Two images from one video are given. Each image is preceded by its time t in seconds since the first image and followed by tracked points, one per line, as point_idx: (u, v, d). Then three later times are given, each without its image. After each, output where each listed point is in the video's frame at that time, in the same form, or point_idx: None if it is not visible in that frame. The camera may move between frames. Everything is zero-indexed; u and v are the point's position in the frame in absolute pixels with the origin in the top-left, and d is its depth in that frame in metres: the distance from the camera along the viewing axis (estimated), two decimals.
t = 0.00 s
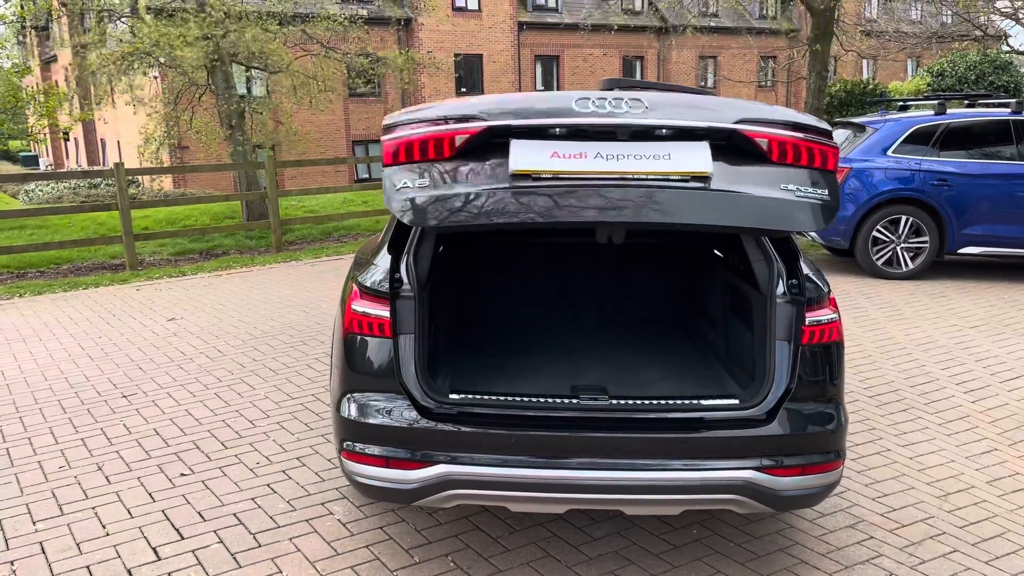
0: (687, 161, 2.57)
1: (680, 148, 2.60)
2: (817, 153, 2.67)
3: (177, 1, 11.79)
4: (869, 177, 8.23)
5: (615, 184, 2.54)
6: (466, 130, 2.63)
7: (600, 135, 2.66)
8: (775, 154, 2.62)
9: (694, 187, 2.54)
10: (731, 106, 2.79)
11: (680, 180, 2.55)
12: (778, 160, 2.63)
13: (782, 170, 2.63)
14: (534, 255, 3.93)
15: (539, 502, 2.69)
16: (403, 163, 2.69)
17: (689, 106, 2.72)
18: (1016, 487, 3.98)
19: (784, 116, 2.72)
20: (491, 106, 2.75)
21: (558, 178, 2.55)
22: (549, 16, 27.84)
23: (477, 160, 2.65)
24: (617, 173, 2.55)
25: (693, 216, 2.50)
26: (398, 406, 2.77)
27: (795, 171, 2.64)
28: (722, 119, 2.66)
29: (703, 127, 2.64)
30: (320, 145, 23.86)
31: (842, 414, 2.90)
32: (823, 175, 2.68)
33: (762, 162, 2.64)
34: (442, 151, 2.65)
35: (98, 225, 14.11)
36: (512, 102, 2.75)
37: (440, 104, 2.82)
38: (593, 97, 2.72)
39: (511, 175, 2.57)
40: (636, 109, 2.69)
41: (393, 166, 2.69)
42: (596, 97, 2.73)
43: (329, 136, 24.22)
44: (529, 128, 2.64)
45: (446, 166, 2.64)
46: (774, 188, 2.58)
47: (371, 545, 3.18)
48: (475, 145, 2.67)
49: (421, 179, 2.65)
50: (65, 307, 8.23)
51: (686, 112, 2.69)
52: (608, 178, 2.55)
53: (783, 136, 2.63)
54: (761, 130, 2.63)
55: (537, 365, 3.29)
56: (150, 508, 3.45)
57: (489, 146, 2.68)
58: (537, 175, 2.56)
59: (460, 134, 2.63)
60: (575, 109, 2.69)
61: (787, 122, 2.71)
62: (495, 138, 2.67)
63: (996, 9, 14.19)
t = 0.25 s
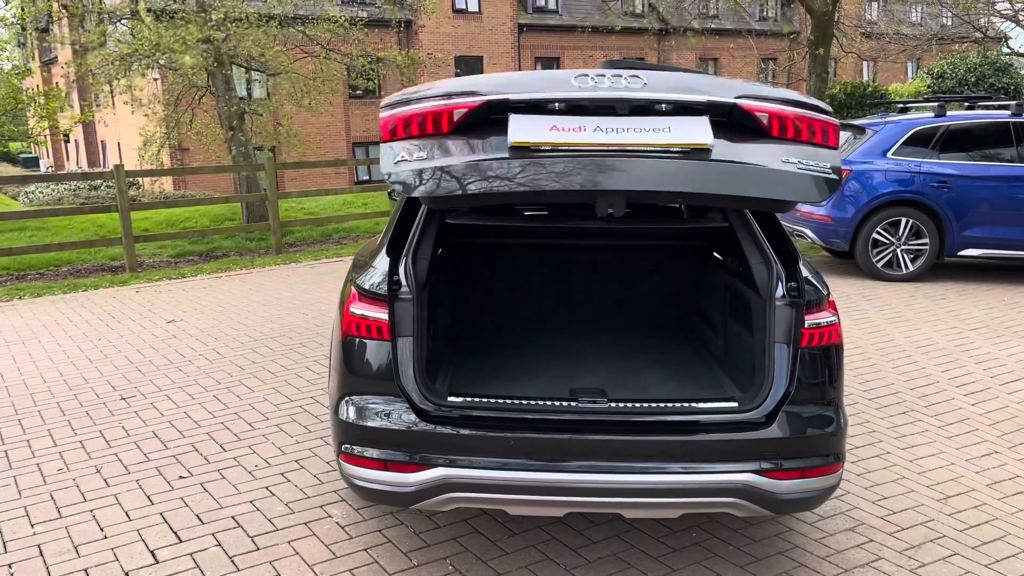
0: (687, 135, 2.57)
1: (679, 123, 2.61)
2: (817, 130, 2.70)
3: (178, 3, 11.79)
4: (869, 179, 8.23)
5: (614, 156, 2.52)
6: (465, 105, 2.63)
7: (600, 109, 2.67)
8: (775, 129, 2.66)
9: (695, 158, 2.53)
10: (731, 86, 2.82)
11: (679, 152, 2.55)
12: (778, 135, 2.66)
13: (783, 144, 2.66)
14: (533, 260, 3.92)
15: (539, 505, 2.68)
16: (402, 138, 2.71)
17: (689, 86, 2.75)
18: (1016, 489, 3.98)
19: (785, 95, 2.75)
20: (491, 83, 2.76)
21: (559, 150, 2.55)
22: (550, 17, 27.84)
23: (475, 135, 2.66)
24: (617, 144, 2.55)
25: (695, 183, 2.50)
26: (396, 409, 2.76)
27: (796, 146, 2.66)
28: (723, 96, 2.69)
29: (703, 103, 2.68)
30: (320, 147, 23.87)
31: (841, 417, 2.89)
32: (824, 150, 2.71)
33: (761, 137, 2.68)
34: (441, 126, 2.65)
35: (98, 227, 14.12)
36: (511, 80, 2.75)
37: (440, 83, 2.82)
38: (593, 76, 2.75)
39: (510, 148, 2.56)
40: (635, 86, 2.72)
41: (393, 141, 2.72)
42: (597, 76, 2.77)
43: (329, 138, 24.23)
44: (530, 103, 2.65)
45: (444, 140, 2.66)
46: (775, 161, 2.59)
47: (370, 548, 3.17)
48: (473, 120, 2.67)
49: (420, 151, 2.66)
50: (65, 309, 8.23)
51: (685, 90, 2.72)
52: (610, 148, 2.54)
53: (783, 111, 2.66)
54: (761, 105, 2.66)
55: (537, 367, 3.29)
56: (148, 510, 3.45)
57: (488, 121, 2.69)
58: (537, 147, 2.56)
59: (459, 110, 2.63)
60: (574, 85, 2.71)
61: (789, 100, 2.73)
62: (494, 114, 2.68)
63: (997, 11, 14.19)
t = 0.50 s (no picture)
0: (685, 102, 2.57)
1: (678, 93, 2.62)
2: (817, 103, 2.70)
3: (178, 4, 11.79)
4: (869, 181, 8.23)
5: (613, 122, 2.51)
6: (464, 75, 2.64)
7: (597, 80, 2.70)
8: (775, 101, 2.66)
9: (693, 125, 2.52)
10: (731, 63, 2.84)
11: (678, 119, 2.54)
12: (778, 106, 2.66)
13: (784, 115, 2.65)
14: (532, 261, 3.92)
15: (536, 508, 2.67)
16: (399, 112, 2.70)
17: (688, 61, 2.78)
18: (1016, 493, 3.96)
19: (784, 71, 2.77)
20: (488, 57, 2.80)
21: (556, 117, 2.53)
22: (550, 19, 27.84)
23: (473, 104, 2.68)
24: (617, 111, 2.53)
25: (694, 145, 2.47)
26: (394, 412, 2.75)
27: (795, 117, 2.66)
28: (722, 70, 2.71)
29: (702, 75, 2.70)
30: (320, 148, 23.88)
31: (840, 420, 2.88)
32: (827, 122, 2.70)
33: (761, 109, 2.68)
34: (437, 98, 2.66)
35: (98, 229, 14.13)
36: (509, 55, 2.80)
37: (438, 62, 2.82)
38: (590, 53, 2.80)
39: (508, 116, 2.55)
40: (632, 60, 2.75)
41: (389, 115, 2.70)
42: (594, 52, 2.81)
43: (330, 139, 24.24)
44: (529, 73, 2.69)
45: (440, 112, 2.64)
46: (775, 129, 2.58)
47: (367, 551, 3.16)
48: (471, 89, 2.69)
49: (417, 122, 2.62)
50: (64, 310, 8.23)
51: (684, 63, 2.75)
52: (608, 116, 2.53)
53: (783, 83, 2.67)
54: (759, 76, 2.68)
55: (535, 368, 3.28)
56: (145, 513, 3.44)
57: (486, 93, 2.74)
58: (534, 115, 2.54)
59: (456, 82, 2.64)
60: (572, 59, 2.75)
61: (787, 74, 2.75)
62: (491, 87, 2.73)
63: (998, 13, 14.18)
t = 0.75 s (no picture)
0: (685, 76, 2.53)
1: (678, 68, 2.59)
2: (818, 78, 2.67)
3: (180, 4, 11.78)
4: (871, 182, 8.20)
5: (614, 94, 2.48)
6: (464, 50, 2.58)
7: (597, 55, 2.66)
8: (776, 76, 2.63)
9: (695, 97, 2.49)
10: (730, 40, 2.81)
11: (678, 91, 2.50)
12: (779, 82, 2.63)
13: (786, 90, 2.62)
14: (531, 262, 3.93)
15: (536, 511, 2.66)
16: (397, 87, 2.64)
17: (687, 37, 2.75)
18: (1018, 496, 3.95)
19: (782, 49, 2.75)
20: (489, 35, 2.75)
21: (557, 89, 2.50)
22: (552, 20, 27.83)
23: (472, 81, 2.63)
24: (616, 81, 2.50)
25: (694, 116, 2.47)
26: (393, 414, 2.74)
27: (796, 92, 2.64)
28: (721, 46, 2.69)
29: (703, 51, 2.68)
30: (322, 149, 23.89)
31: (841, 423, 2.87)
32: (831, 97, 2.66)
33: (762, 84, 2.66)
34: (437, 73, 2.59)
35: (100, 229, 14.14)
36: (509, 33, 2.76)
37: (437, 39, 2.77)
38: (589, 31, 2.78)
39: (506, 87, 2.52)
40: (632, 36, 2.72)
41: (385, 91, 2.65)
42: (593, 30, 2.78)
43: (332, 139, 24.25)
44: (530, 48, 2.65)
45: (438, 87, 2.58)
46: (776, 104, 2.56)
47: (366, 554, 3.15)
48: (471, 64, 2.64)
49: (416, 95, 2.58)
50: (65, 311, 8.22)
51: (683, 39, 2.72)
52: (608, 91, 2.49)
53: (783, 58, 2.64)
54: (759, 51, 2.64)
55: (534, 370, 3.28)
56: (144, 514, 3.43)
57: (485, 69, 2.69)
58: (534, 86, 2.51)
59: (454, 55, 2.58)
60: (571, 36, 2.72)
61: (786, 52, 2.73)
62: (490, 63, 2.68)
63: (1001, 13, 14.15)
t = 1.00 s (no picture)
0: (688, 46, 2.49)
1: (680, 39, 2.52)
2: (821, 53, 2.57)
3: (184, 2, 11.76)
4: (875, 182, 8.16)
5: (614, 64, 2.44)
6: (462, 23, 2.52)
7: (597, 29, 2.57)
8: (777, 50, 2.53)
9: (696, 68, 2.45)
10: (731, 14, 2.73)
11: (679, 61, 2.46)
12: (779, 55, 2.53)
13: (788, 64, 2.53)
14: (532, 262, 3.92)
15: (534, 512, 2.64)
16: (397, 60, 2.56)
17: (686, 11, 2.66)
18: (1021, 498, 3.92)
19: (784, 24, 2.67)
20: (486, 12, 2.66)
21: (557, 60, 2.44)
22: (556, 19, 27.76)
23: (471, 55, 2.55)
24: (617, 53, 2.46)
25: (699, 84, 2.45)
26: (391, 414, 2.72)
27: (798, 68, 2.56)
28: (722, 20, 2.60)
29: (703, 25, 2.59)
30: (325, 147, 23.88)
31: (843, 425, 2.85)
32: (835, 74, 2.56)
33: (764, 59, 2.56)
34: (437, 46, 2.52)
35: (103, 227, 14.16)
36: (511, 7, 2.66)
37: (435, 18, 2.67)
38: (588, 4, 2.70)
39: (506, 56, 2.46)
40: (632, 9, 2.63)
41: (382, 65, 2.59)
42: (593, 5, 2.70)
43: (335, 138, 24.24)
44: (530, 23, 2.55)
45: (439, 60, 2.51)
46: (779, 78, 2.49)
47: (364, 554, 3.14)
48: (470, 39, 2.55)
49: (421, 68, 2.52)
50: (68, 308, 8.22)
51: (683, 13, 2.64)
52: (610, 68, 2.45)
53: (783, 33, 2.55)
54: (759, 25, 2.55)
55: (533, 371, 3.27)
56: (142, 513, 3.42)
57: (486, 44, 2.58)
58: (534, 55, 2.46)
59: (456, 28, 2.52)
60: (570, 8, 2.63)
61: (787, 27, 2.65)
62: (490, 37, 2.57)
63: (1006, 13, 14.09)
